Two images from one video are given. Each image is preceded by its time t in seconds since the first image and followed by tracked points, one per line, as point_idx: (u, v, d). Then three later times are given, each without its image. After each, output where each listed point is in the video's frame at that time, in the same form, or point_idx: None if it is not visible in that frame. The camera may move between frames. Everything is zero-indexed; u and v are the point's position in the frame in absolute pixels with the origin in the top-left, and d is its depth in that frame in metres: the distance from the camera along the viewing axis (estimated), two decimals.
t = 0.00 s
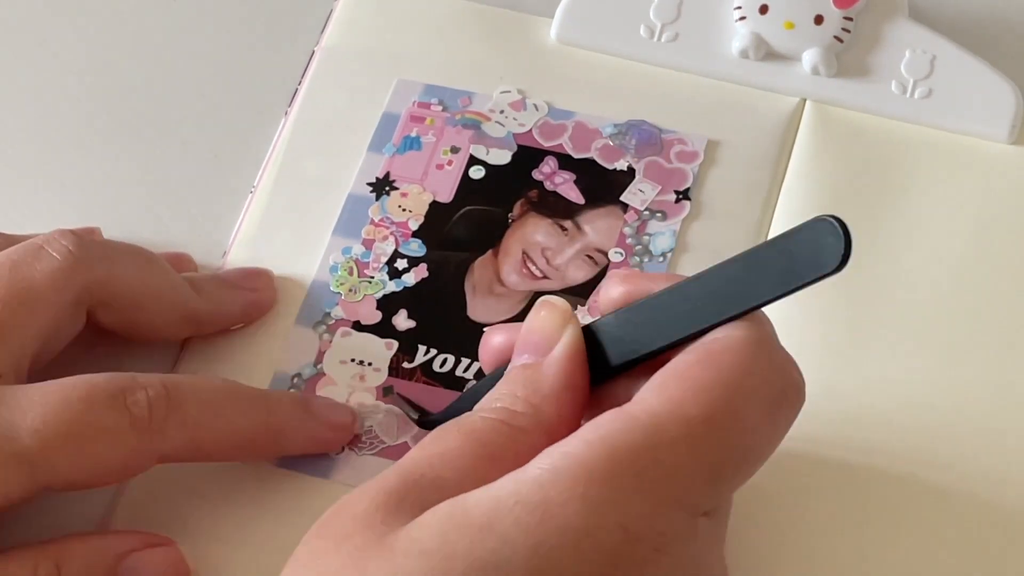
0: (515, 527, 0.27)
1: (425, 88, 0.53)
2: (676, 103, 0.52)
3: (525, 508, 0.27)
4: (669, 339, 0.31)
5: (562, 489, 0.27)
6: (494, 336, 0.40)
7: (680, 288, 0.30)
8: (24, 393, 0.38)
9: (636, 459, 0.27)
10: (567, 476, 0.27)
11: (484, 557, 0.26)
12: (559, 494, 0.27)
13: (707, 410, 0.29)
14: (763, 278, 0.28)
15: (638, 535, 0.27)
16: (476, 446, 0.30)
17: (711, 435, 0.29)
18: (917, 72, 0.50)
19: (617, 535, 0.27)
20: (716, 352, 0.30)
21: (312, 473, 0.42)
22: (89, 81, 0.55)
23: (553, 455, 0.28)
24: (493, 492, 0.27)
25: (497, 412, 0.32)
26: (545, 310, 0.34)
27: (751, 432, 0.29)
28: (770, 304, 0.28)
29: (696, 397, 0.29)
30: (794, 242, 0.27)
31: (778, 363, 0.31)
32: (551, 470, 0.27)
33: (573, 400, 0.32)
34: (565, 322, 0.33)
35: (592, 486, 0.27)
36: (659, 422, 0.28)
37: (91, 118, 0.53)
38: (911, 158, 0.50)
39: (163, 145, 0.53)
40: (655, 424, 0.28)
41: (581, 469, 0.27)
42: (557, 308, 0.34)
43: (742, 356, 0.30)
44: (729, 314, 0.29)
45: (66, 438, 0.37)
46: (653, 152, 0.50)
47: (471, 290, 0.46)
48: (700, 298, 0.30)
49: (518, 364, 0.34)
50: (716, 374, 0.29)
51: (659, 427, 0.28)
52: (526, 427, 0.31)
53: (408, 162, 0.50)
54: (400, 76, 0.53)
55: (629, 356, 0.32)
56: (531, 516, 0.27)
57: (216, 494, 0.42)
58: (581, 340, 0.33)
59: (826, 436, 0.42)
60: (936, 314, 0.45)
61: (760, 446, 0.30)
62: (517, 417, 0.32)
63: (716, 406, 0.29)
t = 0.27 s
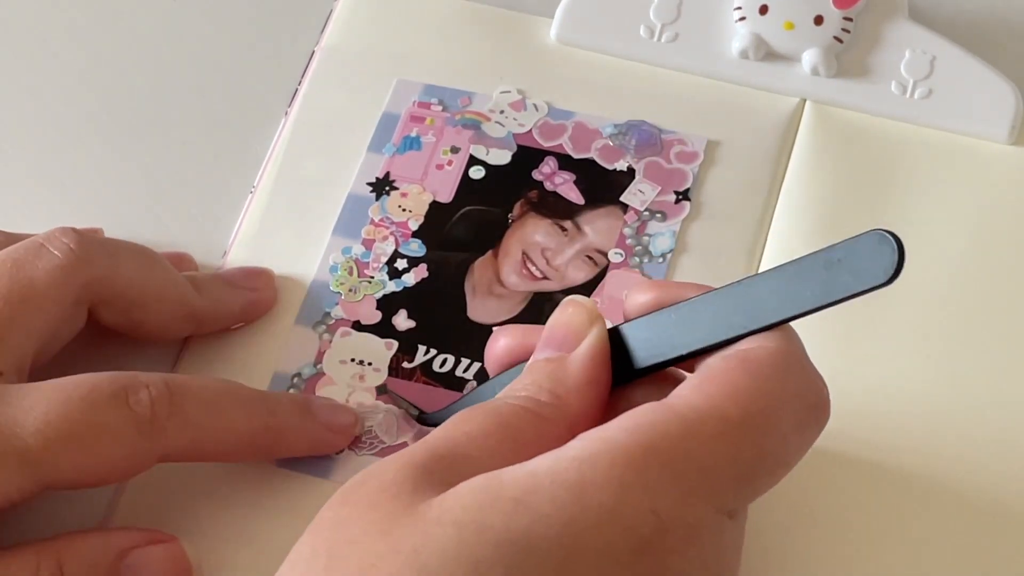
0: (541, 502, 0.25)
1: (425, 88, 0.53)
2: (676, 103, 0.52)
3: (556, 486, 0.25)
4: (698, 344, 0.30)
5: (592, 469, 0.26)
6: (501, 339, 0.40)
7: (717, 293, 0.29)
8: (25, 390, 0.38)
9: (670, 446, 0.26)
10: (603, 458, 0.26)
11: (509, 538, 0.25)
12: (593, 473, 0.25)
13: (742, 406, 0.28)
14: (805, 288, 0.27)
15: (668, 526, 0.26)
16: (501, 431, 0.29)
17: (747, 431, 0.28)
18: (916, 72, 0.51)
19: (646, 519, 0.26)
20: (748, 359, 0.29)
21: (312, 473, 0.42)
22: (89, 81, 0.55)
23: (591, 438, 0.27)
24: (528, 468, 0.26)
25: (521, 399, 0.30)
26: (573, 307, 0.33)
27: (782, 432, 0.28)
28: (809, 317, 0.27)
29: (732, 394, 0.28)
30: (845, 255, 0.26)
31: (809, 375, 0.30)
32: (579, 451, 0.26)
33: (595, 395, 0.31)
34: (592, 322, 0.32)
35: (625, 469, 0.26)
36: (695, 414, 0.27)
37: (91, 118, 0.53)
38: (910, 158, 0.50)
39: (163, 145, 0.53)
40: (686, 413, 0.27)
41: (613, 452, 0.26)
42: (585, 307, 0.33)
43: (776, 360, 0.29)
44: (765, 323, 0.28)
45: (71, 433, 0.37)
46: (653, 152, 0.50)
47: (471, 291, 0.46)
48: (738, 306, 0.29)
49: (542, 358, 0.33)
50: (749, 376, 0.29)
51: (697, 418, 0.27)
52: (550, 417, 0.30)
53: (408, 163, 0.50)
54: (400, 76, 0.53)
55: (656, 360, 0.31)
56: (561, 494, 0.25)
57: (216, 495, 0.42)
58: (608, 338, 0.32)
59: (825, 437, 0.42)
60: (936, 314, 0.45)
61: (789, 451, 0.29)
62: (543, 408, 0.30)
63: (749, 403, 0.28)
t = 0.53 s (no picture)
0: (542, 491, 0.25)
1: (425, 88, 0.53)
2: (676, 103, 0.52)
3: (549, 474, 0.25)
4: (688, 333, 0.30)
5: (584, 455, 0.26)
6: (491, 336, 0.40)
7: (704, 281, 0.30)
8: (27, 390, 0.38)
9: (662, 432, 0.26)
10: (592, 446, 0.26)
11: (506, 531, 0.25)
12: (585, 459, 0.26)
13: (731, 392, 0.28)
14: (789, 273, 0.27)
15: (659, 516, 0.26)
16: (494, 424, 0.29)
17: (738, 417, 0.28)
18: (916, 72, 0.51)
19: (639, 505, 0.26)
20: (735, 348, 0.29)
21: (312, 473, 0.42)
22: (89, 80, 0.55)
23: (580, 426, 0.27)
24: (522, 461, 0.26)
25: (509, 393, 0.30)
26: (557, 300, 0.33)
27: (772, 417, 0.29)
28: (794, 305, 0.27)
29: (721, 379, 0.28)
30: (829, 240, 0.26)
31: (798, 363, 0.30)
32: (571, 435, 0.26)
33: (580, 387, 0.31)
34: (577, 315, 0.33)
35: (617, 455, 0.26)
36: (685, 401, 0.27)
37: (92, 118, 0.53)
38: (910, 158, 0.50)
39: (162, 145, 0.53)
40: (676, 401, 0.27)
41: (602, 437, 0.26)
42: (569, 300, 0.33)
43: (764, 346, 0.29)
44: (752, 312, 0.28)
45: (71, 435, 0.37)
46: (653, 152, 0.50)
47: (471, 290, 0.46)
48: (726, 294, 0.29)
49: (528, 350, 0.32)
50: (738, 362, 0.29)
51: (689, 407, 0.27)
52: (538, 410, 0.30)
53: (408, 162, 0.50)
54: (400, 76, 0.53)
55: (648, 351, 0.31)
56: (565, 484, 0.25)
57: (217, 495, 0.42)
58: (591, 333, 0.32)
59: (825, 437, 0.42)
60: (935, 314, 0.45)
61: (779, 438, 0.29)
62: (532, 400, 0.30)
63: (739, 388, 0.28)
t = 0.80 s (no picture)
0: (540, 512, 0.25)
1: (425, 87, 0.53)
2: (676, 102, 0.52)
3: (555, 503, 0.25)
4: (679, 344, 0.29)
5: (588, 481, 0.25)
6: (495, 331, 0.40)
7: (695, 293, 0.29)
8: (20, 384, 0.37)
9: (663, 452, 0.26)
10: (591, 472, 0.25)
11: (498, 543, 0.25)
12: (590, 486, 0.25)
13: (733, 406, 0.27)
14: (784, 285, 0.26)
15: (665, 534, 0.26)
16: (491, 431, 0.29)
17: (740, 433, 0.27)
18: (916, 72, 0.51)
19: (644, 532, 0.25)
20: (737, 359, 0.28)
21: (312, 473, 0.42)
22: (89, 81, 0.55)
23: (579, 451, 0.26)
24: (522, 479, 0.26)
25: (508, 398, 0.30)
26: (556, 306, 0.33)
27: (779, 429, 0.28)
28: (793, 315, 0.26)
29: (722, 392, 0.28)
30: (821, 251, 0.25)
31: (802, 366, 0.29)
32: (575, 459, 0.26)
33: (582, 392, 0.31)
34: (575, 320, 0.32)
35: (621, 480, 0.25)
36: (690, 422, 0.27)
37: (92, 118, 0.54)
38: (910, 158, 0.50)
39: (162, 145, 0.53)
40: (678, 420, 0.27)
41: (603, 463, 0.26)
42: (569, 305, 0.33)
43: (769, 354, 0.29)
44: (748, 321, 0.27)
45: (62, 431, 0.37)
46: (653, 151, 0.50)
47: (471, 290, 0.46)
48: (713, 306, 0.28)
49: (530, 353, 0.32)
50: (737, 373, 0.28)
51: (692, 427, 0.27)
52: (538, 417, 0.30)
53: (408, 162, 0.50)
54: (400, 76, 0.53)
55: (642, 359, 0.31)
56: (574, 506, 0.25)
57: (217, 494, 0.42)
58: (592, 339, 0.32)
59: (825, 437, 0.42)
60: (935, 315, 0.45)
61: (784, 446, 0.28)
62: (532, 407, 0.30)
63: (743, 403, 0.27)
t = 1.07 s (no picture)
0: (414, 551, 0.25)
1: (425, 88, 0.53)
2: (676, 102, 0.52)
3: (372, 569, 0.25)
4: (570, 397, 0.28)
5: (401, 548, 0.25)
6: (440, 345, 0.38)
7: (461, 356, 0.29)
8: None
9: (469, 517, 0.26)
10: (396, 537, 0.25)
11: None
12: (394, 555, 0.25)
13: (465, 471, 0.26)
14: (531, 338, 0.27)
15: None
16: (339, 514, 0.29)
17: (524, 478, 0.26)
18: (916, 72, 0.51)
19: None
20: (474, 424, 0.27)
21: (313, 473, 0.42)
22: (89, 81, 0.55)
23: (386, 515, 0.26)
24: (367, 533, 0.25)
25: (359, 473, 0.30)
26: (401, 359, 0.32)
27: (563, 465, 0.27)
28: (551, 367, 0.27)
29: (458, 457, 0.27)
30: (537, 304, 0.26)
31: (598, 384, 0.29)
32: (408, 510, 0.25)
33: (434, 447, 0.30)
34: (416, 364, 0.31)
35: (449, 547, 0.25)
36: (447, 482, 0.26)
37: (93, 118, 0.54)
38: (910, 157, 0.50)
39: (162, 146, 0.53)
40: (452, 481, 0.26)
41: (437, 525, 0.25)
42: (409, 348, 0.32)
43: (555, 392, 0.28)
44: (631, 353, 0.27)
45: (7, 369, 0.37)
46: (653, 151, 0.50)
47: (470, 290, 0.46)
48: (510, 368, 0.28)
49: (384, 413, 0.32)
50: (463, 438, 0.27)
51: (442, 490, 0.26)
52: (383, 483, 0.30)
53: (408, 163, 0.50)
54: (400, 77, 0.53)
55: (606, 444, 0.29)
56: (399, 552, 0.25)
57: (216, 493, 0.42)
58: (435, 377, 0.30)
59: (824, 436, 0.42)
60: (935, 314, 0.45)
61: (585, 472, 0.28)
62: (377, 474, 0.30)
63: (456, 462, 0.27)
